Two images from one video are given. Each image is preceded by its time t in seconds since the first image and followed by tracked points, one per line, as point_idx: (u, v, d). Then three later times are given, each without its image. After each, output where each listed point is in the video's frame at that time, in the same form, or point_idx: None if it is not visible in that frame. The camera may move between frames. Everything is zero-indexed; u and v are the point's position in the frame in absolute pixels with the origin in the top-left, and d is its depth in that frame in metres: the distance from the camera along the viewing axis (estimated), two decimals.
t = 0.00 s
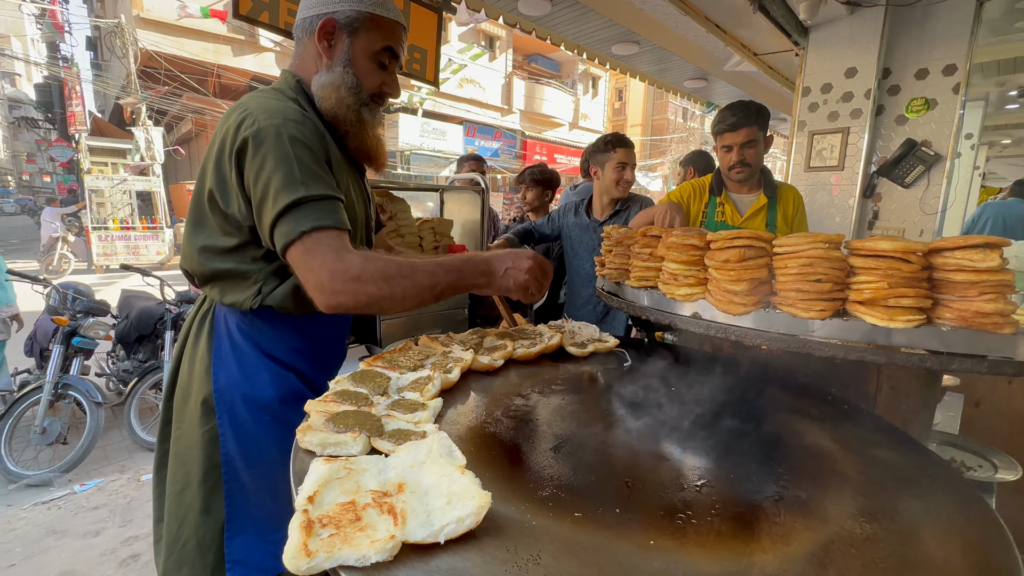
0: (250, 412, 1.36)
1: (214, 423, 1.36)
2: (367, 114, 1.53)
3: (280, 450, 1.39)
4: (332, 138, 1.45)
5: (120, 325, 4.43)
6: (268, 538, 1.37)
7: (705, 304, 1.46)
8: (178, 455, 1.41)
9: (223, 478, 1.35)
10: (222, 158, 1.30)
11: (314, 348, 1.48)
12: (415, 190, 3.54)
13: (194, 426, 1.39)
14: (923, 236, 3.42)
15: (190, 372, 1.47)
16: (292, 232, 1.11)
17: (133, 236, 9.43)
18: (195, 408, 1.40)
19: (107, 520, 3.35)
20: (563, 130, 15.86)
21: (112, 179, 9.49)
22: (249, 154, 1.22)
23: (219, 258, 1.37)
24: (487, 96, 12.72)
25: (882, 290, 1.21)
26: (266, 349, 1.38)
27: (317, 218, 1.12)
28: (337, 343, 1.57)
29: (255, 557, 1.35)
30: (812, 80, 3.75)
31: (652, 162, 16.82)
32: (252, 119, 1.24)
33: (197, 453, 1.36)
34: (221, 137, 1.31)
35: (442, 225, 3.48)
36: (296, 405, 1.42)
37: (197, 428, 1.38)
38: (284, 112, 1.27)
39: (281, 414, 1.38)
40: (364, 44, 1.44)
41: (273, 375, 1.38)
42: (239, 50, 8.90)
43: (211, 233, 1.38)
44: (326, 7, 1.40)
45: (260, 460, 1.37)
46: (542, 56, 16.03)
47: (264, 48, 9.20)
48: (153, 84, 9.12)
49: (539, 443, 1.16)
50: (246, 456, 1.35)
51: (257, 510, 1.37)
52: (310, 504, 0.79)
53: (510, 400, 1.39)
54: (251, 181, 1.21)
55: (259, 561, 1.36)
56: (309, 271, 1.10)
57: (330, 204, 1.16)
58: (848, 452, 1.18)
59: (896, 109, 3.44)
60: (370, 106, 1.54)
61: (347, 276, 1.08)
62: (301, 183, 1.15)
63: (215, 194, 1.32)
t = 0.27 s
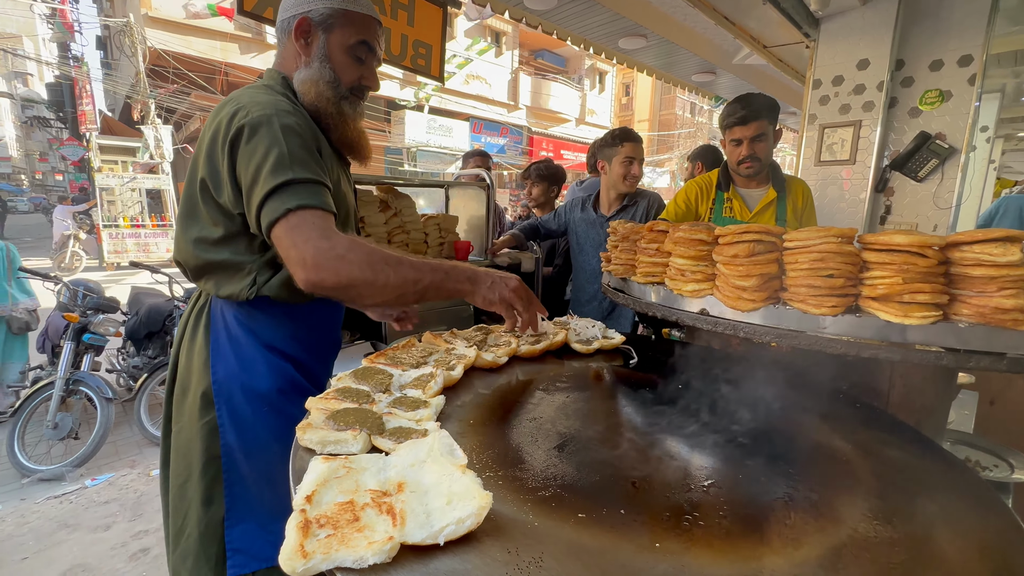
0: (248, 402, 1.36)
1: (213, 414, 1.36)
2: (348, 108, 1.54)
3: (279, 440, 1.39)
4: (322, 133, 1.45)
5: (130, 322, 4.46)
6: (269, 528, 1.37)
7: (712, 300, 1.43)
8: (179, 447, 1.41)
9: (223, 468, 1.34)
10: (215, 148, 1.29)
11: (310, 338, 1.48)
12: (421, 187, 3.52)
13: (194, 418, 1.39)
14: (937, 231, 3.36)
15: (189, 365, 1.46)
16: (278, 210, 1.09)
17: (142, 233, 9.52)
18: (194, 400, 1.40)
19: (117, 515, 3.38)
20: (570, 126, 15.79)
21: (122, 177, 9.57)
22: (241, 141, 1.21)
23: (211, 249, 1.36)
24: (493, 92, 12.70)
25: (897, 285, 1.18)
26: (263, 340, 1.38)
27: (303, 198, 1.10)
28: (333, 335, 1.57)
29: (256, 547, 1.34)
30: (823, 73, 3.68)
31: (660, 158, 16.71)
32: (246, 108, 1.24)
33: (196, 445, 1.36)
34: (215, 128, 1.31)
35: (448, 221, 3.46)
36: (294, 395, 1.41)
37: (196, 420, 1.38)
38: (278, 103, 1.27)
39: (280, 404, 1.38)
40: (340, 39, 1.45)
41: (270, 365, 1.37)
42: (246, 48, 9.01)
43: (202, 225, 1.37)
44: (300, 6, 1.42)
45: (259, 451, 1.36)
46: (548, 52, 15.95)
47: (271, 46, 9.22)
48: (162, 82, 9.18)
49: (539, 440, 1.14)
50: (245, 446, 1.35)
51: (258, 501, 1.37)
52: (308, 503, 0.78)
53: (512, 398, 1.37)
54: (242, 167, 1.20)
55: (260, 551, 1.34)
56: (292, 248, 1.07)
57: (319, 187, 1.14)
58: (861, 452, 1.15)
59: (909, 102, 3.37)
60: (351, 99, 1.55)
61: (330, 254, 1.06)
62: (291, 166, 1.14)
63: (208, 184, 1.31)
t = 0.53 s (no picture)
0: (256, 389, 1.36)
1: (221, 401, 1.36)
2: (344, 104, 1.55)
3: (285, 427, 1.39)
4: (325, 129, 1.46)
5: (138, 319, 4.49)
6: (274, 515, 1.38)
7: (720, 297, 1.41)
8: (189, 433, 1.41)
9: (230, 455, 1.35)
10: (231, 145, 1.29)
11: (316, 325, 1.48)
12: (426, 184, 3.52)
13: (204, 404, 1.39)
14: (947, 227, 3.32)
15: (197, 352, 1.47)
16: (317, 195, 1.12)
17: (150, 231, 9.59)
18: (204, 387, 1.40)
19: (126, 509, 3.41)
20: (576, 123, 15.74)
21: (130, 176, 9.63)
22: (262, 135, 1.21)
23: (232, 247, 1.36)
24: (498, 89, 12.68)
25: (908, 281, 1.16)
26: (271, 326, 1.38)
27: (338, 182, 1.14)
28: (338, 324, 1.58)
29: (262, 533, 1.35)
30: (832, 67, 3.63)
31: (666, 155, 16.63)
32: (263, 104, 1.25)
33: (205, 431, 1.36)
34: (228, 126, 1.30)
35: (453, 218, 3.45)
36: (300, 382, 1.42)
37: (206, 406, 1.38)
38: (292, 99, 1.28)
39: (286, 391, 1.39)
40: (330, 39, 1.45)
41: (277, 352, 1.38)
42: (252, 46, 9.04)
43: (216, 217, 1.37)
44: (289, 12, 1.42)
45: (267, 438, 1.37)
46: (554, 49, 15.90)
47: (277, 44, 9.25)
48: (169, 81, 9.23)
49: (545, 436, 1.14)
50: (253, 433, 1.35)
51: (264, 488, 1.37)
52: (312, 500, 0.77)
53: (518, 395, 1.37)
54: (267, 159, 1.20)
55: (265, 536, 1.35)
56: (337, 223, 1.11)
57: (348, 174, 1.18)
58: (871, 450, 1.14)
59: (920, 96, 3.33)
60: (346, 96, 1.55)
61: (372, 227, 1.11)
62: (321, 154, 1.16)
63: (226, 180, 1.31)
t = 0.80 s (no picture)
0: (281, 383, 1.38)
1: (246, 394, 1.37)
2: (365, 104, 1.54)
3: (306, 421, 1.42)
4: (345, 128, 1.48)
5: (147, 316, 4.53)
6: (290, 510, 1.38)
7: (727, 294, 1.41)
8: (212, 425, 1.43)
9: (252, 449, 1.36)
10: (270, 145, 1.30)
11: (338, 322, 1.50)
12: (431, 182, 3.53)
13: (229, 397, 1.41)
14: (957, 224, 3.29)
15: (221, 346, 1.47)
16: (372, 193, 1.18)
17: (157, 229, 9.65)
18: (228, 380, 1.41)
19: (135, 505, 3.44)
20: (581, 120, 15.68)
21: (137, 174, 9.70)
22: (306, 135, 1.23)
23: (269, 246, 1.37)
24: (503, 87, 12.66)
25: (918, 278, 1.15)
26: (297, 322, 1.40)
27: (389, 180, 1.20)
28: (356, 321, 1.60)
29: (277, 528, 1.36)
30: (840, 63, 3.59)
31: (671, 152, 16.54)
32: (302, 105, 1.26)
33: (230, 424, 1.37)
34: (264, 125, 1.31)
35: (458, 216, 3.46)
36: (321, 377, 1.44)
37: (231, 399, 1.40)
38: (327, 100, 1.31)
39: (309, 386, 1.42)
40: (349, 40, 1.45)
41: (302, 347, 1.40)
42: (258, 45, 9.07)
43: (251, 210, 1.38)
44: (308, 16, 1.42)
45: (288, 432, 1.39)
46: (559, 46, 15.85)
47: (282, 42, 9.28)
48: (176, 80, 9.28)
49: (553, 432, 1.14)
50: (275, 426, 1.37)
51: (282, 483, 1.38)
52: (320, 494, 0.78)
53: (525, 391, 1.37)
54: (315, 159, 1.23)
55: (281, 531, 1.36)
56: (389, 222, 1.17)
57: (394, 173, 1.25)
58: (880, 448, 1.13)
59: (930, 92, 3.29)
60: (367, 95, 1.55)
61: (423, 227, 1.18)
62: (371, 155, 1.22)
63: (264, 180, 1.31)
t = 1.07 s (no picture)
0: (282, 382, 1.39)
1: (249, 394, 1.39)
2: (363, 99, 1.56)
3: (309, 420, 1.43)
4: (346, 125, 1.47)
5: (152, 314, 4.55)
6: (296, 508, 1.39)
7: (732, 292, 1.41)
8: (217, 425, 1.44)
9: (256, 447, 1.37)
10: (260, 139, 1.30)
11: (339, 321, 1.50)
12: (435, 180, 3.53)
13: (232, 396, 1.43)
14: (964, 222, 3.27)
15: (223, 346, 1.49)
16: (338, 201, 1.16)
17: (162, 228, 9.69)
18: (231, 379, 1.43)
19: (142, 501, 3.47)
20: (584, 118, 15.66)
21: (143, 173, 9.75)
22: (292, 132, 1.23)
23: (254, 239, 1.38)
24: (506, 85, 12.65)
25: (925, 275, 1.15)
26: (297, 321, 1.40)
27: (360, 190, 1.18)
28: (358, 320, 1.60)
29: (283, 525, 1.37)
30: (846, 60, 3.57)
31: (675, 150, 16.49)
32: (295, 101, 1.26)
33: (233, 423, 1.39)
34: (259, 118, 1.32)
35: (462, 214, 3.47)
36: (323, 376, 1.45)
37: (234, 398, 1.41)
38: (323, 98, 1.30)
39: (311, 384, 1.42)
40: (349, 34, 1.45)
41: (303, 347, 1.40)
42: (262, 43, 9.10)
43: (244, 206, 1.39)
44: (308, 9, 1.42)
45: (292, 431, 1.40)
46: (562, 43, 15.82)
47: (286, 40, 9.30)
48: (180, 79, 9.31)
49: (560, 429, 1.14)
50: (277, 425, 1.38)
51: (286, 481, 1.39)
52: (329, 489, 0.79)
53: (530, 388, 1.37)
54: (295, 158, 1.23)
55: (287, 529, 1.37)
56: (352, 234, 1.15)
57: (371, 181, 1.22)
58: (885, 445, 1.13)
59: (937, 89, 3.27)
60: (365, 91, 1.56)
61: (387, 239, 1.15)
62: (348, 160, 1.20)
63: (252, 172, 1.32)
